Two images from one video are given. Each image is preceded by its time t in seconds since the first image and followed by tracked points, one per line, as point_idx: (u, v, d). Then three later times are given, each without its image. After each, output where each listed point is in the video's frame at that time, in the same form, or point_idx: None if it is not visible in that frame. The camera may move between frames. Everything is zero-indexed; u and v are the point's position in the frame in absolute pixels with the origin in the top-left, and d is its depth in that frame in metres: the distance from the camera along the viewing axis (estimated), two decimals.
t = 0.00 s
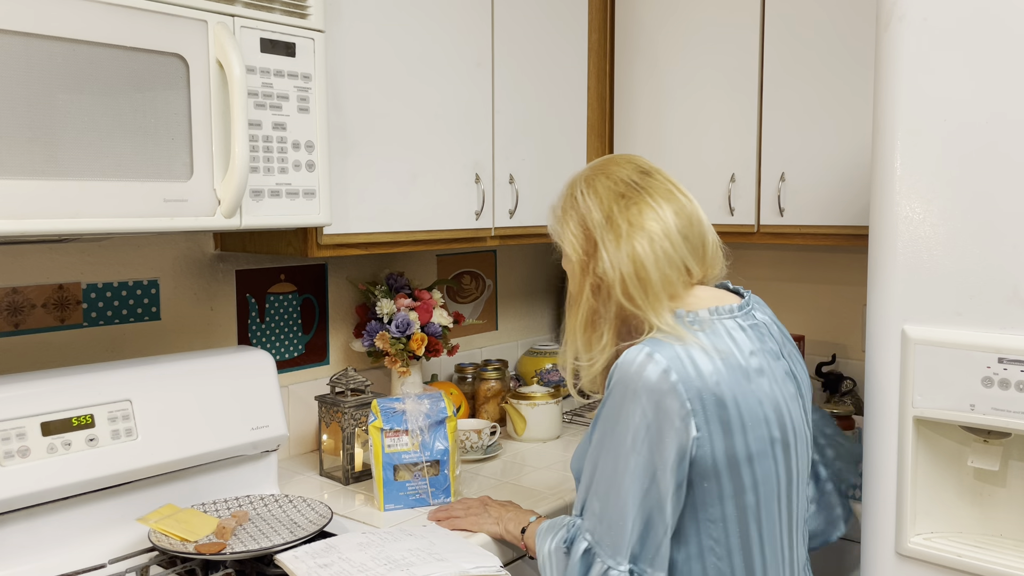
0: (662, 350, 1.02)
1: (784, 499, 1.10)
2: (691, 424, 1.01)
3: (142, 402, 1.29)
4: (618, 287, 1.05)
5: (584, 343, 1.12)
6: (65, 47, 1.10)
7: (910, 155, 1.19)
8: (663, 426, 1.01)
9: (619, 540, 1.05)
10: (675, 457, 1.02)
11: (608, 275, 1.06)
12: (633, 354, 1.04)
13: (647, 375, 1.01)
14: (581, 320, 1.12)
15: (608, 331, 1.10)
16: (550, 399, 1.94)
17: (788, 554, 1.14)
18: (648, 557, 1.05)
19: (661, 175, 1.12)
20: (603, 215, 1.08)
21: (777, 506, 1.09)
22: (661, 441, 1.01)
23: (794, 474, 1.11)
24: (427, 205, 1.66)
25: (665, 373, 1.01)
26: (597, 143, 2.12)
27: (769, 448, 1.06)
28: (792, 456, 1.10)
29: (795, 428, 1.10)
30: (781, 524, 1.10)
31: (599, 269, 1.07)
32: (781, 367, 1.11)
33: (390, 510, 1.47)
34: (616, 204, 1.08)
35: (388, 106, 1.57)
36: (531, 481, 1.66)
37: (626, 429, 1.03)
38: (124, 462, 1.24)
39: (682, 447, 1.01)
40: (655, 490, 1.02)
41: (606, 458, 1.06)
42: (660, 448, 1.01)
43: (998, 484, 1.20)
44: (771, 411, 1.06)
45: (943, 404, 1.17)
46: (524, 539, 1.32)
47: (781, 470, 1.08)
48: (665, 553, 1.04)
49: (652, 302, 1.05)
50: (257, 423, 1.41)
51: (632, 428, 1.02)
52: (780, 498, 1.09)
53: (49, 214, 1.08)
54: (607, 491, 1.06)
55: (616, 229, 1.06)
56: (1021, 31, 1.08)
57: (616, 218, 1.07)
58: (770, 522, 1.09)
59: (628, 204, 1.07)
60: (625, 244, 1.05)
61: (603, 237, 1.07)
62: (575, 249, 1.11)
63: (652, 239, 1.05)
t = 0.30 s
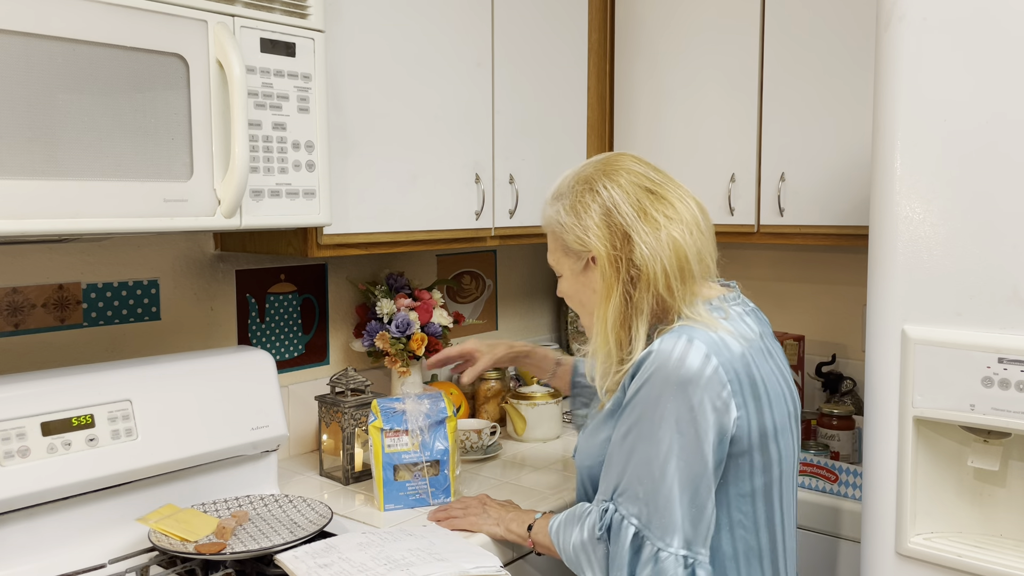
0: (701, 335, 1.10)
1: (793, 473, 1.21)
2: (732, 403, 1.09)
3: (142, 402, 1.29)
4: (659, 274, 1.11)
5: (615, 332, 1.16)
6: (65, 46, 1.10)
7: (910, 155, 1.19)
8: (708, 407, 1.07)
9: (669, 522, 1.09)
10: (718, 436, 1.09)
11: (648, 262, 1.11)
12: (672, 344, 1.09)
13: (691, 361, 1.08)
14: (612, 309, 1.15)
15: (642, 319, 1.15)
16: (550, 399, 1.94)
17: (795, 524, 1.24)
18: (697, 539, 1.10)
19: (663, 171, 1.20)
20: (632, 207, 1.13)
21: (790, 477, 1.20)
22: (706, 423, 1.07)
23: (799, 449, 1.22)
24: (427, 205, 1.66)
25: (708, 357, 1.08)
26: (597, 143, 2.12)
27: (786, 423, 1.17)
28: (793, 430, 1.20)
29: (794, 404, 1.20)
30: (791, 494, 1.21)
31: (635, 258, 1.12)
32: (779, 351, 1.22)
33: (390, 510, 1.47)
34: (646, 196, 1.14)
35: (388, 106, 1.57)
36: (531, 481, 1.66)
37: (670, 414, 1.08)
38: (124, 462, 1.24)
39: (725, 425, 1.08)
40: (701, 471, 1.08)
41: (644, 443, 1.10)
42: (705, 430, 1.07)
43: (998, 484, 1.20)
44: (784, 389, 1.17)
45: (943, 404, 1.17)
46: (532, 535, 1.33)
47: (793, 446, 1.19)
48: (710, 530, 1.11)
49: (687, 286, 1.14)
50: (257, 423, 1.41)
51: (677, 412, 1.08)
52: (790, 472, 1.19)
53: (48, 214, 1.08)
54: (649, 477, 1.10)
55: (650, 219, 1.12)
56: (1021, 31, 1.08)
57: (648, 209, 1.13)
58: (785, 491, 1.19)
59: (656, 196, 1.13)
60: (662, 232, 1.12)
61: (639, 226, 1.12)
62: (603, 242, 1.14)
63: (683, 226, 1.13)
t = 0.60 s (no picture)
0: (719, 332, 1.15)
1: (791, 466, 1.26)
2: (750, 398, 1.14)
3: (142, 402, 1.29)
4: (672, 272, 1.16)
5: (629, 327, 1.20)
6: (65, 47, 1.10)
7: (910, 155, 1.19)
8: (730, 402, 1.12)
9: (692, 512, 1.13)
10: (737, 428, 1.13)
11: (661, 258, 1.15)
12: (694, 341, 1.13)
13: (712, 357, 1.12)
14: (626, 305, 1.18)
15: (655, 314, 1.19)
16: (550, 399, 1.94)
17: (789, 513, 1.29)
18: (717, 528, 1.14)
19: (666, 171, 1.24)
20: (645, 206, 1.16)
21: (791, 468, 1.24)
22: (728, 416, 1.11)
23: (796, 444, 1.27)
24: (427, 205, 1.66)
25: (729, 353, 1.13)
26: (596, 142, 2.12)
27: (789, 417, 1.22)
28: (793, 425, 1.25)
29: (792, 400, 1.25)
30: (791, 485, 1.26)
31: (649, 256, 1.16)
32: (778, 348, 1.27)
33: (390, 508, 1.47)
34: (655, 195, 1.18)
35: (388, 106, 1.57)
36: (532, 481, 1.66)
37: (694, 409, 1.12)
38: (124, 462, 1.24)
39: (745, 418, 1.13)
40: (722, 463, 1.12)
41: (666, 438, 1.13)
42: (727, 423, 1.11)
43: (998, 484, 1.21)
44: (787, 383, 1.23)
45: (943, 404, 1.17)
46: (537, 533, 1.32)
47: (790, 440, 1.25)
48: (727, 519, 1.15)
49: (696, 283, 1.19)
50: (257, 423, 1.42)
51: (700, 406, 1.11)
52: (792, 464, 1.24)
53: (48, 214, 1.08)
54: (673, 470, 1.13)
55: (664, 218, 1.16)
56: (1021, 31, 1.08)
57: (660, 209, 1.17)
58: (786, 481, 1.24)
59: (667, 196, 1.17)
60: (675, 231, 1.16)
61: (652, 223, 1.15)
62: (616, 241, 1.17)
63: (693, 225, 1.18)
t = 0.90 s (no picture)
0: (710, 342, 1.12)
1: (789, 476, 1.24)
2: (741, 409, 1.12)
3: (142, 402, 1.29)
4: (657, 281, 1.12)
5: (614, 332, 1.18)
6: (65, 47, 1.10)
7: (910, 155, 1.19)
8: (717, 413, 1.10)
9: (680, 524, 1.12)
10: (727, 439, 1.12)
11: (646, 267, 1.12)
12: (686, 350, 1.12)
13: (702, 368, 1.10)
14: (610, 310, 1.16)
15: (642, 322, 1.16)
16: (550, 399, 1.94)
17: (786, 521, 1.27)
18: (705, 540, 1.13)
19: (669, 174, 1.20)
20: (633, 212, 1.13)
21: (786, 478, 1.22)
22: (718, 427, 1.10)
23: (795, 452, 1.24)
24: (427, 205, 1.66)
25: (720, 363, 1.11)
26: (596, 142, 2.12)
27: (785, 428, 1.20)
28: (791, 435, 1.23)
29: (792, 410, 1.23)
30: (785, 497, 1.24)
31: (633, 264, 1.13)
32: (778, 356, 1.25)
33: (468, 455, 1.57)
34: (646, 200, 1.14)
35: (388, 106, 1.57)
36: (531, 482, 1.66)
37: (683, 419, 1.10)
38: (124, 462, 1.24)
39: (734, 431, 1.11)
40: (711, 472, 1.11)
41: (656, 448, 1.12)
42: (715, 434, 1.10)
43: (998, 484, 1.21)
44: (783, 394, 1.20)
45: (943, 404, 1.17)
46: (535, 536, 1.33)
47: (789, 447, 1.22)
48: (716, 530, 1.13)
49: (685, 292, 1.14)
50: (257, 423, 1.41)
51: (689, 417, 1.10)
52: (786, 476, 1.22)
53: (48, 214, 1.08)
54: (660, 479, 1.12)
55: (651, 225, 1.12)
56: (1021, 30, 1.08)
57: (650, 215, 1.13)
58: (781, 493, 1.22)
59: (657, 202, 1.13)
60: (661, 239, 1.12)
61: (638, 229, 1.12)
62: (603, 246, 1.14)
63: (684, 234, 1.13)
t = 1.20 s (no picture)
0: (635, 365, 1.01)
1: (768, 502, 1.09)
2: (671, 438, 1.00)
3: (142, 402, 1.29)
4: (589, 304, 1.03)
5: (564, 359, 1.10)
6: (65, 47, 1.10)
7: (909, 155, 1.19)
8: (642, 444, 1.00)
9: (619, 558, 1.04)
10: (658, 468, 1.01)
11: (580, 292, 1.03)
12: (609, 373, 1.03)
13: (621, 392, 1.01)
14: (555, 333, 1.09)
15: (586, 345, 1.07)
16: (550, 399, 1.95)
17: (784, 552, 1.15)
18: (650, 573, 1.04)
19: (628, 183, 1.09)
20: (571, 231, 1.05)
21: (761, 505, 1.08)
22: (645, 457, 1.00)
23: (780, 476, 1.09)
24: (427, 205, 1.66)
25: (642, 387, 1.00)
26: (597, 142, 2.12)
27: (748, 452, 1.04)
28: (775, 455, 1.08)
29: (774, 426, 1.08)
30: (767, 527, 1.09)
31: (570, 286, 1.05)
32: (757, 369, 1.09)
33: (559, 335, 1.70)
34: (585, 218, 1.05)
35: (387, 106, 1.57)
36: (532, 482, 1.66)
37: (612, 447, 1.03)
38: (123, 463, 1.24)
39: (668, 459, 1.01)
40: (646, 506, 1.02)
41: (594, 478, 1.05)
42: (643, 464, 1.00)
43: (998, 484, 1.20)
44: (746, 416, 1.04)
45: (942, 404, 1.17)
46: (529, 546, 1.31)
47: (763, 472, 1.07)
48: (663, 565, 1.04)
49: (623, 317, 1.02)
50: (257, 423, 1.42)
51: (618, 444, 1.02)
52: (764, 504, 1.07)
53: (49, 214, 1.08)
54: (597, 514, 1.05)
55: (585, 245, 1.03)
56: (1021, 30, 1.08)
57: (585, 234, 1.04)
58: (755, 523, 1.07)
59: (595, 219, 1.04)
60: (595, 260, 1.02)
61: (573, 250, 1.04)
62: (546, 266, 1.08)
63: (622, 253, 1.02)
